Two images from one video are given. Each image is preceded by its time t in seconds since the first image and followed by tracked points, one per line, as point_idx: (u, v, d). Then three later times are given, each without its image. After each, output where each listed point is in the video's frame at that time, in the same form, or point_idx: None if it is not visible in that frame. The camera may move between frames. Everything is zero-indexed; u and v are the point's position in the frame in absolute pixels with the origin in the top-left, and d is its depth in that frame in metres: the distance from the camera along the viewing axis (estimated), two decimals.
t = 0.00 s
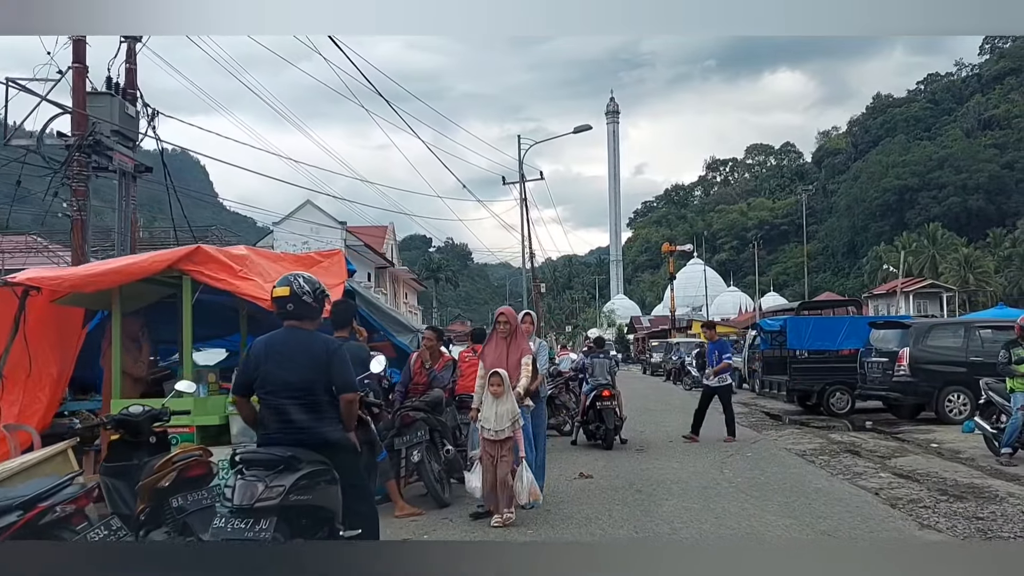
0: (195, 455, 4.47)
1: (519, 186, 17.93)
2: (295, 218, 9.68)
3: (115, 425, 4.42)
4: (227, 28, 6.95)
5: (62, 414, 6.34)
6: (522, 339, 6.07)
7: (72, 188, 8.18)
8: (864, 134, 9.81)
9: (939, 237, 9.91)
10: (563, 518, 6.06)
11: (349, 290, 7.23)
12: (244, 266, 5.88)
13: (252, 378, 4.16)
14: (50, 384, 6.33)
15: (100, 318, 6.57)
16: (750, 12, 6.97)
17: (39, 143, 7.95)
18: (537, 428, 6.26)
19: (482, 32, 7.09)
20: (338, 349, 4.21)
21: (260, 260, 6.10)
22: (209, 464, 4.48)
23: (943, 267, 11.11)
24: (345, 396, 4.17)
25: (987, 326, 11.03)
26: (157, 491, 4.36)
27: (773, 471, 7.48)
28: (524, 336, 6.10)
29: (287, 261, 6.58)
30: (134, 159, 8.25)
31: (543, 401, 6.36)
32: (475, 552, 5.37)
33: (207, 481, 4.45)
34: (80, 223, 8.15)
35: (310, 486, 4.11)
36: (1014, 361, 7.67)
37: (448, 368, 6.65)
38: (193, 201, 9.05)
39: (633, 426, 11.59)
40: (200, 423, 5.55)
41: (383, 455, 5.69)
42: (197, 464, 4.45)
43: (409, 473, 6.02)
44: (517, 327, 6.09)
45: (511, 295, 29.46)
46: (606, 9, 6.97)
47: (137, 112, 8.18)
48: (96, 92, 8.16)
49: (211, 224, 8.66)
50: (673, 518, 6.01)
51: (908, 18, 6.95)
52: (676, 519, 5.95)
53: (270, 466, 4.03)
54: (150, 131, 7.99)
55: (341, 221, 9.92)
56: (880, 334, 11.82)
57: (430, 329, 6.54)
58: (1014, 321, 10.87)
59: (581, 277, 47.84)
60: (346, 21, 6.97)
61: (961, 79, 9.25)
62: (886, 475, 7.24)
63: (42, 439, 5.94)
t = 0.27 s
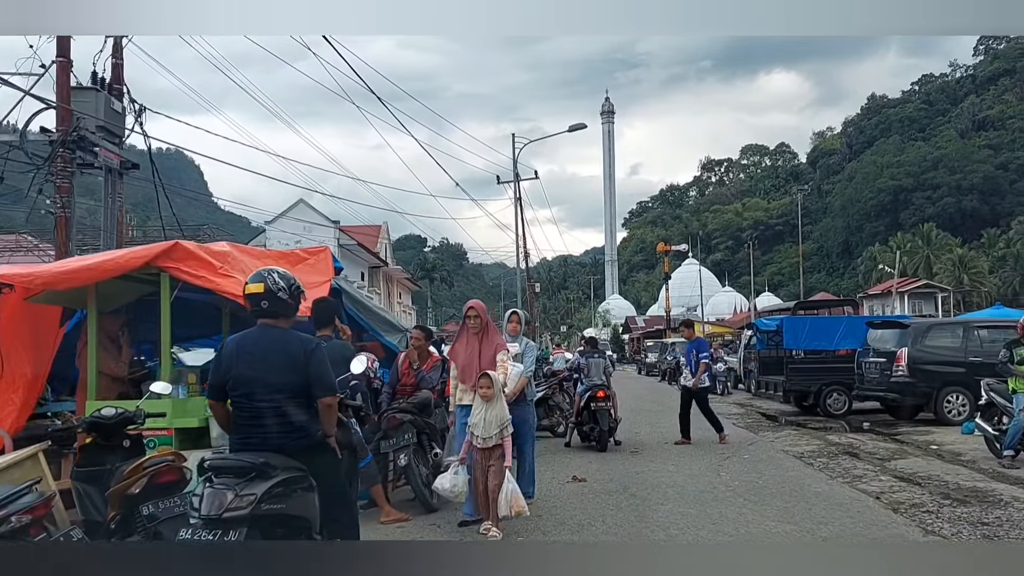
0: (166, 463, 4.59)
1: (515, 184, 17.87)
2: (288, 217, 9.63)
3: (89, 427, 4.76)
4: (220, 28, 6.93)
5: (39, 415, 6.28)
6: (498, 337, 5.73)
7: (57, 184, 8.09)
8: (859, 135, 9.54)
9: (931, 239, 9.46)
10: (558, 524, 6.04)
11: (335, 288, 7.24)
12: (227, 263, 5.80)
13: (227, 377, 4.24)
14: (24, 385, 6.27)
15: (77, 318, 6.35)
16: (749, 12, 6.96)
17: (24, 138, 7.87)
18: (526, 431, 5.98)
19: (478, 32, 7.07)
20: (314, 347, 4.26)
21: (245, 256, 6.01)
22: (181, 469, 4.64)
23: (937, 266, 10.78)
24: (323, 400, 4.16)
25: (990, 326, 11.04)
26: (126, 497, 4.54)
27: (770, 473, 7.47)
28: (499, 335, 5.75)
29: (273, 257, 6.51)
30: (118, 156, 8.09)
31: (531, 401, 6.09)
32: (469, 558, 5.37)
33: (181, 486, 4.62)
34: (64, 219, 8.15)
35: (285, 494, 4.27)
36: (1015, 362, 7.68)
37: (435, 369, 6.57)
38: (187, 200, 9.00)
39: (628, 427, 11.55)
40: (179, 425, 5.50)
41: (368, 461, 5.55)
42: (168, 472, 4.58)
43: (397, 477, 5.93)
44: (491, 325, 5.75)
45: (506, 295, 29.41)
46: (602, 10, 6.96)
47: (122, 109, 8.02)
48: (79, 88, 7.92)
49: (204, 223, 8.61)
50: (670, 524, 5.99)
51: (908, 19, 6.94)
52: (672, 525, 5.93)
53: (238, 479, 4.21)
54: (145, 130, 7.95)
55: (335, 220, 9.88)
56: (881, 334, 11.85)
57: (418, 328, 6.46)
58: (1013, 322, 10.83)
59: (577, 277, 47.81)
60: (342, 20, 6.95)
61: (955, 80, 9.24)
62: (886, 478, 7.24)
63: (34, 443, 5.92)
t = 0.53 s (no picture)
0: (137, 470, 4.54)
1: (508, 184, 17.80)
2: (280, 215, 9.51)
3: (59, 430, 4.76)
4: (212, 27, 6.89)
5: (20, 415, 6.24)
6: (476, 338, 5.53)
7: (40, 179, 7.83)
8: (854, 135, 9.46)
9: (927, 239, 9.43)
10: (554, 530, 5.99)
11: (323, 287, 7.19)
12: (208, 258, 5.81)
13: (197, 377, 4.19)
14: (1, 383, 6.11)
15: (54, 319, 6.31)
16: (746, 12, 6.93)
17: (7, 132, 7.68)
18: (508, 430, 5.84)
19: (476, 32, 7.03)
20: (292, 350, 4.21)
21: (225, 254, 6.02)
22: (152, 475, 4.58)
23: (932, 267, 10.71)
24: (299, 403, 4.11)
25: (987, 326, 11.08)
26: (94, 504, 4.48)
27: (768, 476, 7.43)
28: (477, 335, 5.55)
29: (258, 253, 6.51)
30: (105, 152, 7.97)
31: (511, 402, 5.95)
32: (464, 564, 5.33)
33: (151, 491, 4.54)
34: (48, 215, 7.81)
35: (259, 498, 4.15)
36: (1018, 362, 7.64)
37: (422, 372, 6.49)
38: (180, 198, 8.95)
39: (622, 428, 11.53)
40: (157, 428, 5.42)
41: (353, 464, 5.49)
42: (140, 479, 4.54)
43: (385, 480, 5.86)
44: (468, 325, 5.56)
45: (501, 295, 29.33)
46: (597, 10, 6.94)
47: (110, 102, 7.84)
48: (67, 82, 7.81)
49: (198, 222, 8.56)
50: (665, 530, 5.94)
51: (907, 19, 6.91)
52: (669, 532, 5.89)
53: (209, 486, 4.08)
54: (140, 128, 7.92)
55: (329, 218, 9.82)
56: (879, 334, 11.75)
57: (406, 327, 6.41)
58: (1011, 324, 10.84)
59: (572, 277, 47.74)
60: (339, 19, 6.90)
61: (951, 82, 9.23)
62: (886, 481, 7.21)
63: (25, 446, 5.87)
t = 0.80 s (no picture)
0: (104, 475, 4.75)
1: (503, 183, 17.75)
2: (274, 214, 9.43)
3: (30, 434, 4.90)
4: (204, 26, 6.86)
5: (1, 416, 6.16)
6: (457, 337, 5.21)
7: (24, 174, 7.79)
8: (850, 136, 9.46)
9: (923, 240, 9.42)
10: (548, 535, 5.96)
11: (309, 284, 7.09)
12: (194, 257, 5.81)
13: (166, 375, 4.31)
14: None
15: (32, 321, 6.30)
16: (743, 12, 6.91)
17: None
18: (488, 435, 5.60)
19: (471, 32, 7.00)
20: (269, 352, 4.33)
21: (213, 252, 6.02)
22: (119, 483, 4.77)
23: (928, 268, 10.69)
24: (275, 410, 4.18)
25: (984, 324, 11.13)
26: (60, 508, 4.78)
27: (767, 480, 7.41)
28: (458, 333, 5.23)
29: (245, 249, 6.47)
30: (92, 149, 7.71)
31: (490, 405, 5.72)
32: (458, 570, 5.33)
33: (116, 499, 4.75)
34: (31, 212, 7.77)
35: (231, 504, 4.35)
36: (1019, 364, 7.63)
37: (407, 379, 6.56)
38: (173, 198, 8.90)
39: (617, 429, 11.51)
40: (134, 430, 5.42)
41: (338, 469, 5.49)
42: (107, 486, 4.75)
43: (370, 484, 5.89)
44: (450, 323, 5.23)
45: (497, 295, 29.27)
46: (592, 10, 6.92)
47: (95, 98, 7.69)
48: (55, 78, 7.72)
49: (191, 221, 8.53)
50: (660, 535, 5.92)
51: (905, 19, 6.89)
52: (665, 537, 5.87)
53: (174, 496, 4.29)
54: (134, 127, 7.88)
55: (322, 218, 9.77)
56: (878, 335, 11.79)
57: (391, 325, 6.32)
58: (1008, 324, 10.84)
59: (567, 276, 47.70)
60: (334, 19, 6.87)
61: (947, 82, 9.20)
62: (887, 484, 7.19)
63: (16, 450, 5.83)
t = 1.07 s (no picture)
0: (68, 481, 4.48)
1: (498, 183, 17.74)
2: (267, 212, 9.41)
3: None
4: (195, 26, 6.84)
5: None
6: (437, 337, 5.18)
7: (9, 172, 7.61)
8: (845, 136, 9.42)
9: (918, 240, 9.42)
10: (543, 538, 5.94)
11: (297, 282, 7.15)
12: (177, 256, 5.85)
13: (132, 373, 4.30)
14: None
15: (4, 326, 6.42)
16: (739, 12, 6.91)
17: None
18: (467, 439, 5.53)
19: (465, 32, 6.99)
20: (243, 351, 4.36)
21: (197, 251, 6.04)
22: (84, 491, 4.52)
23: (924, 268, 10.68)
24: (249, 414, 4.17)
25: (982, 324, 11.07)
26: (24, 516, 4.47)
27: (765, 482, 7.40)
28: (437, 334, 5.20)
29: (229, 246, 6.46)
30: (79, 145, 7.59)
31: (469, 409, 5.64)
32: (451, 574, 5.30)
33: (82, 507, 4.50)
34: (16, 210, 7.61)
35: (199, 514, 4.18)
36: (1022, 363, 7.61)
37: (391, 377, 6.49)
38: (166, 197, 8.87)
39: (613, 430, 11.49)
40: (111, 433, 5.36)
41: (321, 472, 5.34)
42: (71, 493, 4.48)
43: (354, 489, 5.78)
44: (429, 323, 5.20)
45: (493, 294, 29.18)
46: (584, 11, 6.91)
47: (80, 92, 7.58)
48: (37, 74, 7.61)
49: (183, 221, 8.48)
50: (656, 539, 5.90)
51: (904, 19, 6.89)
52: (661, 541, 5.85)
53: (135, 504, 4.13)
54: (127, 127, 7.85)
55: (315, 217, 9.75)
56: (875, 334, 11.81)
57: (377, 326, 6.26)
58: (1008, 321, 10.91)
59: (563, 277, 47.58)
60: (327, 19, 6.85)
61: (940, 81, 9.19)
62: (887, 487, 7.19)
63: None
